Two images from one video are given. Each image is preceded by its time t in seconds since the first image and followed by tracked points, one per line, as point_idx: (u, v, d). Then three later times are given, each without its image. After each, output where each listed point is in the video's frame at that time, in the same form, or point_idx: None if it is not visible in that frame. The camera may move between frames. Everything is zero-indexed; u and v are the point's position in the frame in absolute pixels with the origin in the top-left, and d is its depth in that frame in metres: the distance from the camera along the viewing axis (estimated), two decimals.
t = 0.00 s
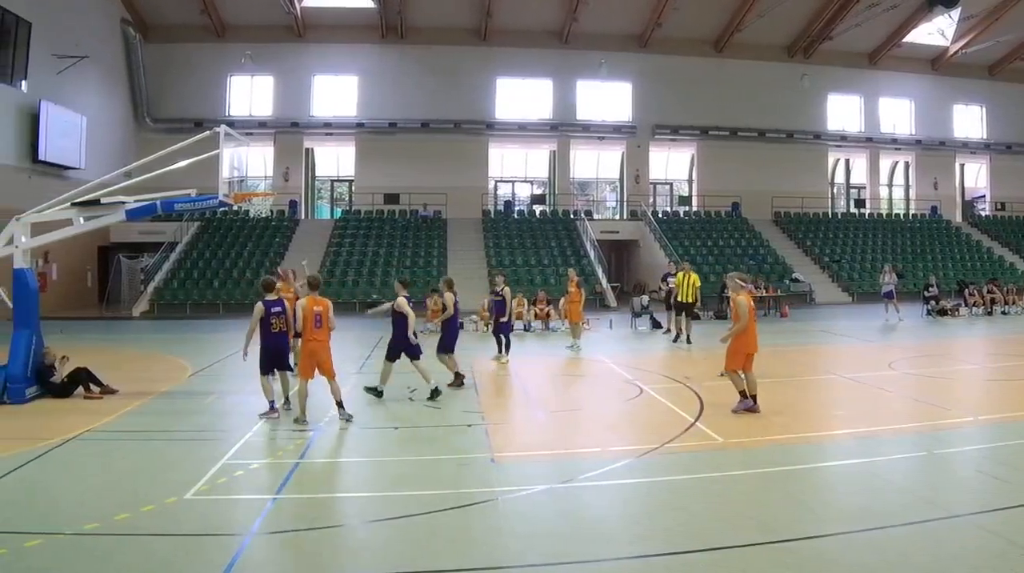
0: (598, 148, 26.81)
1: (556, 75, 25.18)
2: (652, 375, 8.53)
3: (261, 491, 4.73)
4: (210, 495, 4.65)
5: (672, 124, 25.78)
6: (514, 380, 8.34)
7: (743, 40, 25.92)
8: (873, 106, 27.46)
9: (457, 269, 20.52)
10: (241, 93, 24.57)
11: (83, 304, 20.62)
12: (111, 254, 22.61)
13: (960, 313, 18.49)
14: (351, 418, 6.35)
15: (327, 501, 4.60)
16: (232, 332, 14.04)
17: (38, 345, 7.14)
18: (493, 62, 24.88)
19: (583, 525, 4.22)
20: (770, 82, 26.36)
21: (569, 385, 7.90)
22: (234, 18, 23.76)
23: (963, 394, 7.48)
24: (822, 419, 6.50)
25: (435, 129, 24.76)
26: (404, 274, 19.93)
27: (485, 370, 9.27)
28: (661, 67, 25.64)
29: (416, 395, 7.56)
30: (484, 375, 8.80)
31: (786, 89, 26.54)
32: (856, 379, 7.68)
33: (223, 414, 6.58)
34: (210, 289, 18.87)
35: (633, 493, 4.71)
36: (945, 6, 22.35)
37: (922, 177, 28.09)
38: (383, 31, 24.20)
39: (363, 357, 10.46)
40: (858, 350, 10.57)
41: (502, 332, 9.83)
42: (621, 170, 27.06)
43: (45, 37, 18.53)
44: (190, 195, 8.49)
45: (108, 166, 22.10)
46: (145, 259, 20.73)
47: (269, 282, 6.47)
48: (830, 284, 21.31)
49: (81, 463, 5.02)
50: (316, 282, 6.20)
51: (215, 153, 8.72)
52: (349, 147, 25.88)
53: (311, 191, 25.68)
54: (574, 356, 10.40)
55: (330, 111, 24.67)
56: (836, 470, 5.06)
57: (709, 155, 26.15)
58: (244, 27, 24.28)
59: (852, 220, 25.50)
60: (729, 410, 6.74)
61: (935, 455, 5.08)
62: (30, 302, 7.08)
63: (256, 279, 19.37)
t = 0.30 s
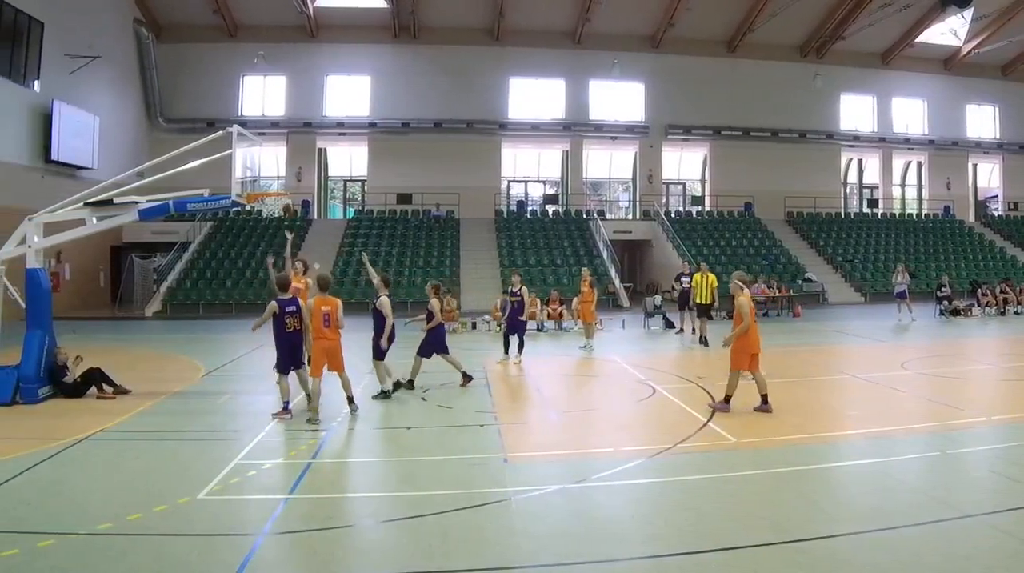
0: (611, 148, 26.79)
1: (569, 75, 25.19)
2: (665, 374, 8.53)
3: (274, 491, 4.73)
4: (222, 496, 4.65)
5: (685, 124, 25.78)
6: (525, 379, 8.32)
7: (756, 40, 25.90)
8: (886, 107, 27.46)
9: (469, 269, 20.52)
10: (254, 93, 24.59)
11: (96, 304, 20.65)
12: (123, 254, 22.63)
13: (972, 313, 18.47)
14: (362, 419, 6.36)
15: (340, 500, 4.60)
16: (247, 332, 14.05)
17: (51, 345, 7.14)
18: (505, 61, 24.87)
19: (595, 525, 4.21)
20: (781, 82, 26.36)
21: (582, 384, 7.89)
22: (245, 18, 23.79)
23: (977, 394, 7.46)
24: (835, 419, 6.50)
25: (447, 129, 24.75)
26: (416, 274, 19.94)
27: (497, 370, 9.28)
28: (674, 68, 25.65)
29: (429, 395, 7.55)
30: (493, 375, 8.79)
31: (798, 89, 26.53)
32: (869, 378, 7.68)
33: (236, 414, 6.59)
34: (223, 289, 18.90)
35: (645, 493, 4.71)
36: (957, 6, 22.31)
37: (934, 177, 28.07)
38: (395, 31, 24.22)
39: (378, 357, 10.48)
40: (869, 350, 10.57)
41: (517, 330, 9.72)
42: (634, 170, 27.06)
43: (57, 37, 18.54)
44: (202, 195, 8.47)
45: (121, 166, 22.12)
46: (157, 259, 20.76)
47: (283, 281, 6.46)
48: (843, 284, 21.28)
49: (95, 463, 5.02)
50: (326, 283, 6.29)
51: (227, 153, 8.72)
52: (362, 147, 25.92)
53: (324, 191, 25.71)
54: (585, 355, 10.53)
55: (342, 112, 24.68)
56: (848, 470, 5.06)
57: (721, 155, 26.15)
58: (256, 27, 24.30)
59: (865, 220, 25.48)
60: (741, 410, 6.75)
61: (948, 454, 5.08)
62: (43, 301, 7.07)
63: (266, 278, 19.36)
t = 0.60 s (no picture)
0: (622, 148, 26.81)
1: (581, 75, 25.19)
2: (676, 374, 8.53)
3: (284, 491, 4.73)
4: (233, 496, 4.65)
5: (696, 124, 25.77)
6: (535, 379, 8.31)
7: (768, 40, 25.88)
8: (897, 107, 27.45)
9: (480, 269, 20.52)
10: (265, 93, 24.60)
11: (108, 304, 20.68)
12: (135, 254, 22.67)
13: (984, 313, 18.46)
14: (372, 419, 6.35)
15: (351, 501, 4.60)
16: (261, 332, 14.07)
17: (61, 345, 7.13)
18: (516, 61, 24.88)
19: (605, 526, 4.21)
20: (791, 82, 26.35)
21: (593, 385, 7.89)
22: (257, 17, 23.79)
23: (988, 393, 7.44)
24: (846, 420, 6.49)
25: (458, 129, 24.74)
26: (427, 273, 19.95)
27: (508, 370, 9.28)
28: (685, 68, 25.65)
29: (440, 396, 7.55)
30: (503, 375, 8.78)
31: (809, 89, 26.53)
32: (880, 378, 7.68)
33: (248, 414, 6.60)
34: (235, 288, 18.92)
35: (656, 493, 4.71)
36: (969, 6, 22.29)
37: (946, 177, 28.06)
38: (406, 31, 24.22)
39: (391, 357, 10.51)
40: (880, 349, 10.57)
41: (530, 331, 9.63)
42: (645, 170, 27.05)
43: (68, 37, 18.52)
44: (213, 195, 8.49)
45: (133, 166, 22.14)
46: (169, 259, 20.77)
47: (303, 283, 6.46)
48: (855, 284, 21.25)
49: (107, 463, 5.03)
50: (350, 281, 6.39)
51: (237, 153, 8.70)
52: (373, 147, 25.95)
53: (335, 191, 25.74)
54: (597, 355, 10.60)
55: (353, 112, 24.70)
56: (859, 470, 5.06)
57: (732, 154, 26.13)
58: (267, 27, 24.30)
59: (876, 220, 25.47)
60: (751, 410, 6.75)
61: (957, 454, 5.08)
62: (54, 301, 7.07)
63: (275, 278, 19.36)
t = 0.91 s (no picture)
0: (635, 148, 26.87)
1: (593, 75, 25.18)
2: (689, 374, 8.53)
3: (296, 491, 4.73)
4: (246, 495, 4.66)
5: (708, 124, 25.76)
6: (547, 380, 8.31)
7: (781, 40, 25.86)
8: (909, 107, 27.43)
9: (493, 270, 20.52)
10: (279, 93, 24.60)
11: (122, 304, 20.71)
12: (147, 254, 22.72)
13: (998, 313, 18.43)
14: (385, 420, 6.35)
15: (364, 501, 4.59)
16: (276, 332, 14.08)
17: (74, 345, 7.13)
18: (529, 62, 24.89)
19: (617, 526, 4.20)
20: (804, 82, 26.34)
21: (605, 385, 7.90)
22: (270, 17, 23.81)
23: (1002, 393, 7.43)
24: (859, 421, 6.49)
25: (471, 129, 24.75)
26: (439, 273, 19.96)
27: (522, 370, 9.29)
28: (697, 68, 25.66)
29: (453, 397, 7.54)
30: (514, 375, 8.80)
31: (822, 89, 26.52)
32: (893, 379, 7.68)
33: (261, 415, 6.61)
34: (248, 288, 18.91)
35: (669, 493, 4.71)
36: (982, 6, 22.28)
37: (958, 177, 28.05)
38: (419, 31, 24.21)
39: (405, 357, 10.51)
40: (893, 350, 10.57)
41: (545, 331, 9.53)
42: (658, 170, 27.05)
43: (81, 37, 18.53)
44: (226, 196, 8.50)
45: (146, 166, 22.17)
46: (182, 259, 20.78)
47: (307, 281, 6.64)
48: (868, 285, 21.23)
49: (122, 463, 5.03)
50: (365, 280, 6.47)
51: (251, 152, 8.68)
52: (385, 147, 25.97)
53: (348, 191, 25.76)
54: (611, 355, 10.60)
55: (366, 112, 24.71)
56: (873, 470, 5.06)
57: (744, 154, 26.13)
58: (281, 27, 24.30)
59: (889, 220, 25.45)
60: (762, 410, 6.76)
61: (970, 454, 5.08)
62: (67, 301, 7.08)
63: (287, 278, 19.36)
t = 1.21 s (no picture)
0: (648, 148, 26.92)
1: (605, 75, 25.17)
2: (700, 374, 8.53)
3: (308, 491, 4.73)
4: (259, 496, 4.66)
5: (721, 124, 25.73)
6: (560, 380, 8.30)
7: (793, 40, 25.84)
8: (922, 107, 27.41)
9: (505, 270, 20.50)
10: (291, 93, 24.60)
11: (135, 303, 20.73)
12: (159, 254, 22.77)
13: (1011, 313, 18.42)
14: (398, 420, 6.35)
15: (376, 501, 4.59)
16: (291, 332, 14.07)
17: (87, 345, 7.13)
18: (542, 62, 24.87)
19: (630, 526, 4.20)
20: (816, 82, 26.33)
21: (618, 385, 7.89)
22: (283, 17, 23.79)
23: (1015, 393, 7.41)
24: (871, 421, 6.50)
25: (484, 129, 24.74)
26: (453, 273, 19.96)
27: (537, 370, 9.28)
28: (709, 68, 25.66)
29: (466, 397, 7.54)
30: (532, 376, 8.78)
31: (834, 89, 26.52)
32: (905, 378, 7.68)
33: (273, 415, 6.61)
34: (261, 289, 18.91)
35: (681, 493, 4.71)
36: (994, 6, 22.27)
37: (971, 176, 28.05)
38: (432, 31, 24.20)
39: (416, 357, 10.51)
40: (907, 350, 10.56)
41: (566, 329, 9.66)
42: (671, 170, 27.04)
43: (94, 37, 18.52)
44: (239, 196, 8.48)
45: (157, 166, 22.18)
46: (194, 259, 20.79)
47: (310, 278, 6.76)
48: (880, 285, 21.23)
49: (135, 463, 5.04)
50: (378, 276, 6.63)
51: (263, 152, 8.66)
52: (398, 147, 25.97)
53: (361, 191, 25.77)
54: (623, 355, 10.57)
55: (379, 112, 24.71)
56: (886, 470, 5.06)
57: (756, 154, 26.13)
58: (293, 26, 24.29)
59: (902, 220, 25.44)
60: (773, 410, 6.77)
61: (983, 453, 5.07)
62: (79, 301, 7.07)
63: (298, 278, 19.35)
